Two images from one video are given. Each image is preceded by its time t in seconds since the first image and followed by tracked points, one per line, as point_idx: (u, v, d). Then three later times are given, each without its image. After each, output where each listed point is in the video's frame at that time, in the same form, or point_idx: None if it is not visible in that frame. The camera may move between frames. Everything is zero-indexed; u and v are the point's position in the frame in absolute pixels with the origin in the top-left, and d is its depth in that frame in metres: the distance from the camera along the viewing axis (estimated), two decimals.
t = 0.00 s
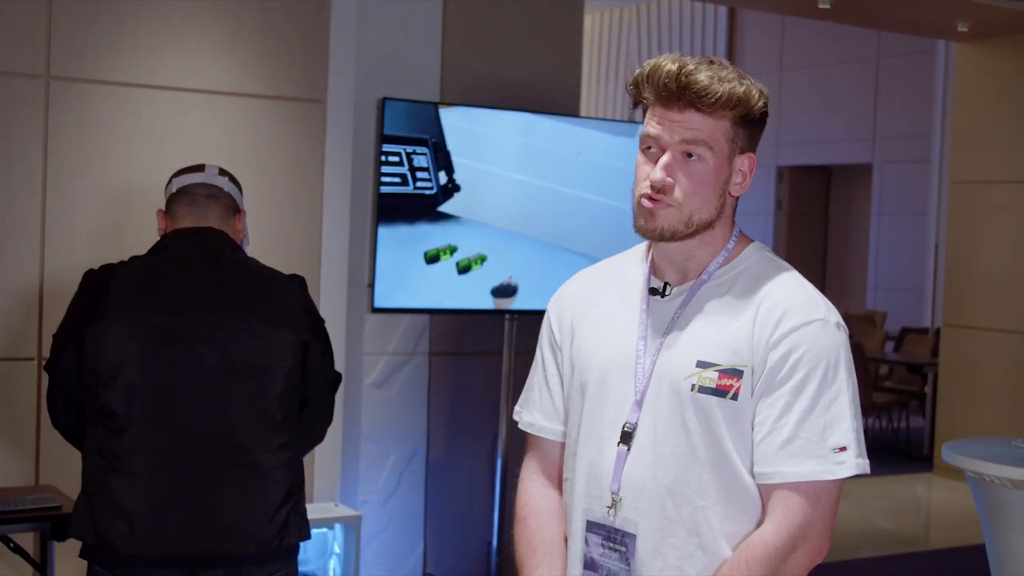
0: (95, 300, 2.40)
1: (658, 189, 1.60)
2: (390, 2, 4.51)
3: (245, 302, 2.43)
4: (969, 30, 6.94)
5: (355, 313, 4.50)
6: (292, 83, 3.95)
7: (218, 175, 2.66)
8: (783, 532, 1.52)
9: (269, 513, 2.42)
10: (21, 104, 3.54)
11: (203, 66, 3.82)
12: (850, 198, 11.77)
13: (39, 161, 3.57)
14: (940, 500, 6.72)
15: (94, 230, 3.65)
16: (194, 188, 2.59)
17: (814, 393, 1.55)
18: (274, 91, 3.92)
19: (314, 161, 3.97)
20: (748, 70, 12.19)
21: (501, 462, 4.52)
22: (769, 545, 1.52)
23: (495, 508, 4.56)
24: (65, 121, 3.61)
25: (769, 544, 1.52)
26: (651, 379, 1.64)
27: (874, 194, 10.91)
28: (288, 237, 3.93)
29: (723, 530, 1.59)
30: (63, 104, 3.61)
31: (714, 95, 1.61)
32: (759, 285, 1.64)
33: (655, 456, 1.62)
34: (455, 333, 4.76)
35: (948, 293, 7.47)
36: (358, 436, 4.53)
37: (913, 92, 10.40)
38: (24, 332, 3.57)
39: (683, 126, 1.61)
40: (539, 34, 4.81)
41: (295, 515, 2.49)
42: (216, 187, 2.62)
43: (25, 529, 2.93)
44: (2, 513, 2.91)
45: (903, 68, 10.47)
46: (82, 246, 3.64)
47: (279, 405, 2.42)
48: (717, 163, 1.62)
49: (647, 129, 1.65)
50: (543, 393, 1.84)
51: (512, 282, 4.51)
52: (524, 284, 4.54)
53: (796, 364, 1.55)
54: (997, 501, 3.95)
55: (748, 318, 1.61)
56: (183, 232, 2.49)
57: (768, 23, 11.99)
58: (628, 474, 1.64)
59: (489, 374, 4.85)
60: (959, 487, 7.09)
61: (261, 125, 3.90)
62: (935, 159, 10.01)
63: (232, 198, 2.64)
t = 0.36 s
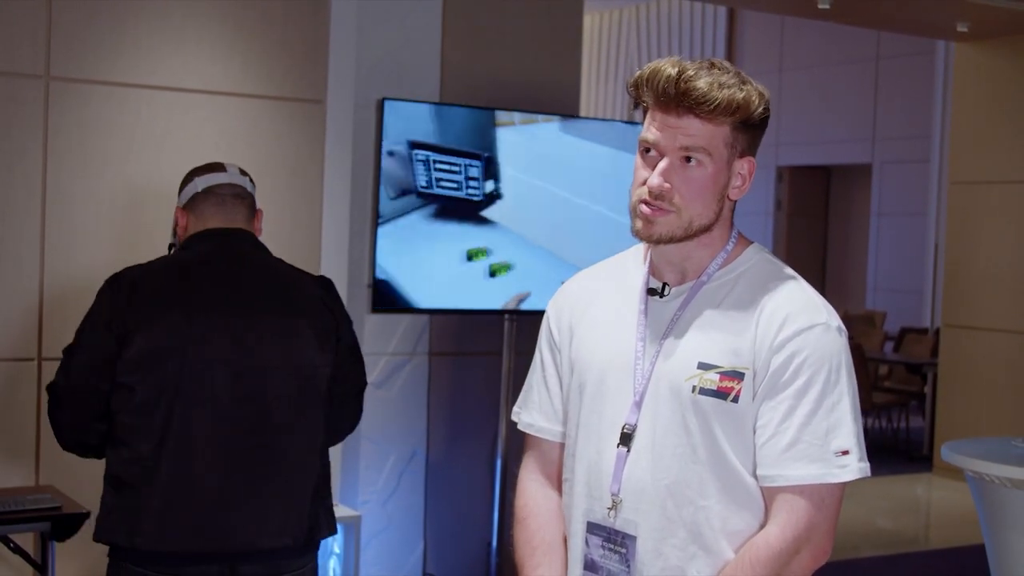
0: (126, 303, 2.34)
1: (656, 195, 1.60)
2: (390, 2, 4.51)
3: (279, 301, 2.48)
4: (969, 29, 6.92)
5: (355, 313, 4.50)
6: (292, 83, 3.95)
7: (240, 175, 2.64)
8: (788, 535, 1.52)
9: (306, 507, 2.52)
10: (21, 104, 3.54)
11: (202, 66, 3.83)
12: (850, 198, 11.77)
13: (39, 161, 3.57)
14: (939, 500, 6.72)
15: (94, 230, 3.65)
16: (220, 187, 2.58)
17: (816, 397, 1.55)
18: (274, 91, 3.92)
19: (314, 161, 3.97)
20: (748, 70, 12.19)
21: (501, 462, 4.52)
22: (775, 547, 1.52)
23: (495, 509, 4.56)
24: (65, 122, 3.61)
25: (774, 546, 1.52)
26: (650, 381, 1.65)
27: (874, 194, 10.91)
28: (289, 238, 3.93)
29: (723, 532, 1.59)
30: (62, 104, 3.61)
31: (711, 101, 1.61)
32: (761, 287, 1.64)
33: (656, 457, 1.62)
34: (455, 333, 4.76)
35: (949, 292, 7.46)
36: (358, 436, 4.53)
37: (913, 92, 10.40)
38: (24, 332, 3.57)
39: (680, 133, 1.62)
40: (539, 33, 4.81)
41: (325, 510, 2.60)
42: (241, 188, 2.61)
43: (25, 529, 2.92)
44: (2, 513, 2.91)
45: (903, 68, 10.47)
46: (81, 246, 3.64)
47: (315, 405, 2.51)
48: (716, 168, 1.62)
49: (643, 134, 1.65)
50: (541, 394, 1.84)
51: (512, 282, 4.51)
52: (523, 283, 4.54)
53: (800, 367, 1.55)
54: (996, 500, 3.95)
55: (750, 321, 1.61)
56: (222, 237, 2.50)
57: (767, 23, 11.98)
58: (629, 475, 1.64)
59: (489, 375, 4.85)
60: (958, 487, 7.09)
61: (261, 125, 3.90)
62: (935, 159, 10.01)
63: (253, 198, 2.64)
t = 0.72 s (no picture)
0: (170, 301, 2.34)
1: (656, 196, 1.60)
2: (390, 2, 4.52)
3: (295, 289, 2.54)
4: (969, 29, 6.91)
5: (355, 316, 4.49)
6: (292, 84, 3.95)
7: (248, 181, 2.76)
8: (804, 538, 1.52)
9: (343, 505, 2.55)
10: (20, 104, 3.54)
11: (202, 67, 3.83)
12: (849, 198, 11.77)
13: (38, 161, 3.57)
14: (939, 500, 6.72)
15: (95, 230, 3.65)
16: (240, 186, 2.69)
17: (829, 400, 1.55)
18: (274, 92, 3.93)
19: (313, 162, 3.98)
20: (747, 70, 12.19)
21: (501, 462, 4.51)
22: (792, 552, 1.52)
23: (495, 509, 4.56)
24: (65, 122, 3.61)
25: (790, 551, 1.52)
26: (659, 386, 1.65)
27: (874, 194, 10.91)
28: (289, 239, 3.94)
29: (736, 537, 1.59)
30: (62, 105, 3.61)
31: (708, 99, 1.60)
32: (771, 290, 1.64)
33: (667, 464, 1.62)
34: (454, 333, 4.76)
35: (948, 292, 7.45)
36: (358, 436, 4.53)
37: (912, 92, 10.39)
38: (22, 332, 3.57)
39: (678, 133, 1.62)
40: (538, 33, 4.81)
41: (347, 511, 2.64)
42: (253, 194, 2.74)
43: (23, 529, 2.92)
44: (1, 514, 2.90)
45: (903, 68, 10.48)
46: (81, 246, 3.64)
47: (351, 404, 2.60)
48: (716, 168, 1.62)
49: (642, 136, 1.65)
50: (547, 400, 1.84)
51: (510, 283, 4.47)
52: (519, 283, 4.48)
53: (812, 370, 1.55)
54: (994, 500, 3.95)
55: (762, 324, 1.61)
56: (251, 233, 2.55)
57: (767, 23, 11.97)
58: (640, 482, 1.64)
59: (489, 374, 4.85)
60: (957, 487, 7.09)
61: (261, 126, 3.90)
62: (934, 159, 10.02)
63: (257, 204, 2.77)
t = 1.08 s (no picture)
0: (202, 356, 2.38)
1: (654, 194, 1.60)
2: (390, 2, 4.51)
3: (284, 301, 2.58)
4: (968, 29, 6.91)
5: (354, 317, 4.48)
6: (292, 84, 3.96)
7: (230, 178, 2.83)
8: (815, 544, 1.53)
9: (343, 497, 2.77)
10: (20, 104, 3.53)
11: (202, 66, 3.82)
12: (848, 197, 11.77)
13: (38, 160, 3.56)
14: (938, 499, 6.72)
15: (94, 229, 3.65)
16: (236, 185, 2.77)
17: (838, 405, 1.54)
18: (274, 91, 3.93)
19: (311, 162, 3.99)
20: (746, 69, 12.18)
21: (501, 462, 4.51)
22: (801, 557, 1.53)
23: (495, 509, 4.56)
24: (65, 122, 3.60)
25: (801, 557, 1.53)
26: (666, 391, 1.65)
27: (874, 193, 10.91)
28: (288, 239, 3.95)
29: (746, 542, 1.60)
30: (62, 104, 3.60)
31: (707, 96, 1.60)
32: (778, 293, 1.63)
33: (677, 471, 1.62)
34: (453, 333, 4.76)
35: (948, 292, 7.45)
36: (357, 436, 4.53)
37: (912, 91, 10.40)
38: (23, 330, 3.57)
39: (679, 131, 1.62)
40: (538, 33, 4.81)
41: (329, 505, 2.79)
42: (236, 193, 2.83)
43: (22, 529, 2.92)
44: None
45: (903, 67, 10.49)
46: (81, 246, 3.63)
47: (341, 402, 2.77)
48: (717, 168, 1.61)
49: (644, 136, 1.65)
50: (559, 405, 1.83)
51: (511, 282, 4.46)
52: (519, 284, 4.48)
53: (821, 374, 1.55)
54: (995, 499, 3.95)
55: (770, 328, 1.61)
56: (237, 232, 2.66)
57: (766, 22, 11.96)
58: (650, 489, 1.63)
59: (488, 374, 4.85)
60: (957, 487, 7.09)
61: (262, 126, 3.91)
62: (934, 158, 10.02)
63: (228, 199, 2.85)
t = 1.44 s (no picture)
0: (232, 367, 2.35)
1: (658, 197, 1.60)
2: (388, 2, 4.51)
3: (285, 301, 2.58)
4: (967, 29, 6.92)
5: (353, 315, 4.48)
6: (291, 84, 3.96)
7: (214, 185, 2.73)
8: (804, 553, 1.52)
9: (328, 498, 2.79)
10: (19, 104, 3.53)
11: (201, 66, 3.82)
12: (847, 197, 11.77)
13: (37, 160, 3.56)
14: (938, 499, 6.72)
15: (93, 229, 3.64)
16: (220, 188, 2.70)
17: (836, 415, 1.54)
18: (274, 91, 3.93)
19: (309, 161, 4.00)
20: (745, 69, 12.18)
21: (500, 462, 4.51)
22: (789, 563, 1.52)
23: (493, 509, 4.56)
24: (64, 122, 3.60)
25: (788, 563, 1.52)
26: (665, 392, 1.65)
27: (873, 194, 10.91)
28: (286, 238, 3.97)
29: (737, 549, 1.59)
30: (61, 104, 3.60)
31: (719, 103, 1.60)
32: (778, 299, 1.63)
33: (672, 473, 1.62)
34: (452, 333, 4.75)
35: (948, 292, 7.45)
36: (357, 436, 4.52)
37: (912, 91, 10.40)
38: (21, 331, 3.57)
39: (688, 135, 1.61)
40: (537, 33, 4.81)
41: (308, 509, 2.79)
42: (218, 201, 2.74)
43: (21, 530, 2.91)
44: None
45: (902, 68, 10.50)
46: (80, 246, 3.63)
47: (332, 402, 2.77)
48: (725, 174, 1.61)
49: (652, 137, 1.65)
50: (560, 398, 1.83)
51: (509, 282, 4.46)
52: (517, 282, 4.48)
53: (819, 383, 1.55)
54: (994, 499, 3.95)
55: (769, 335, 1.60)
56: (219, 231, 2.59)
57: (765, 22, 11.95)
58: (644, 488, 1.63)
59: (487, 374, 4.85)
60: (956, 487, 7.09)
61: (261, 127, 3.91)
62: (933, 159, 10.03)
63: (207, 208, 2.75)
